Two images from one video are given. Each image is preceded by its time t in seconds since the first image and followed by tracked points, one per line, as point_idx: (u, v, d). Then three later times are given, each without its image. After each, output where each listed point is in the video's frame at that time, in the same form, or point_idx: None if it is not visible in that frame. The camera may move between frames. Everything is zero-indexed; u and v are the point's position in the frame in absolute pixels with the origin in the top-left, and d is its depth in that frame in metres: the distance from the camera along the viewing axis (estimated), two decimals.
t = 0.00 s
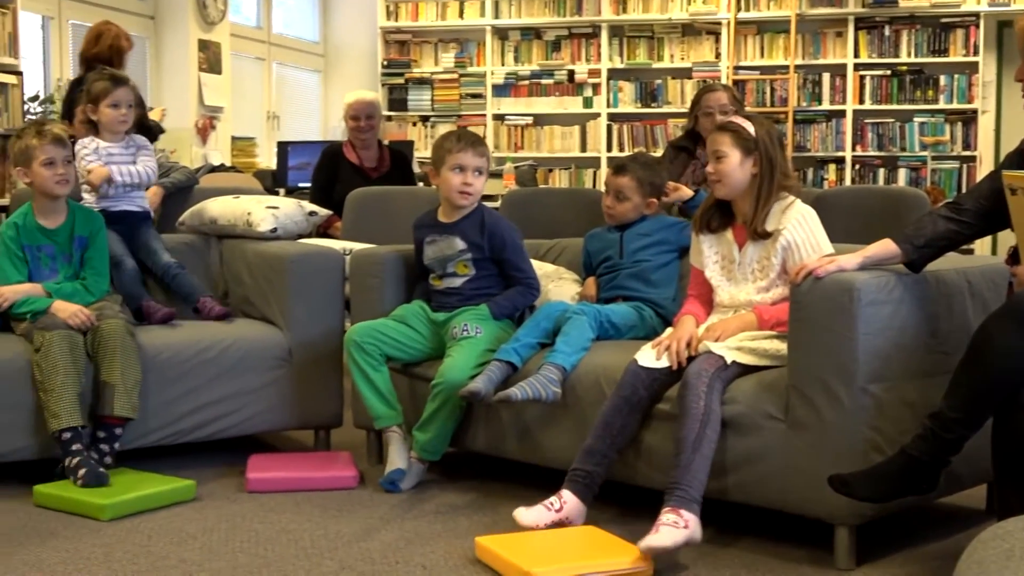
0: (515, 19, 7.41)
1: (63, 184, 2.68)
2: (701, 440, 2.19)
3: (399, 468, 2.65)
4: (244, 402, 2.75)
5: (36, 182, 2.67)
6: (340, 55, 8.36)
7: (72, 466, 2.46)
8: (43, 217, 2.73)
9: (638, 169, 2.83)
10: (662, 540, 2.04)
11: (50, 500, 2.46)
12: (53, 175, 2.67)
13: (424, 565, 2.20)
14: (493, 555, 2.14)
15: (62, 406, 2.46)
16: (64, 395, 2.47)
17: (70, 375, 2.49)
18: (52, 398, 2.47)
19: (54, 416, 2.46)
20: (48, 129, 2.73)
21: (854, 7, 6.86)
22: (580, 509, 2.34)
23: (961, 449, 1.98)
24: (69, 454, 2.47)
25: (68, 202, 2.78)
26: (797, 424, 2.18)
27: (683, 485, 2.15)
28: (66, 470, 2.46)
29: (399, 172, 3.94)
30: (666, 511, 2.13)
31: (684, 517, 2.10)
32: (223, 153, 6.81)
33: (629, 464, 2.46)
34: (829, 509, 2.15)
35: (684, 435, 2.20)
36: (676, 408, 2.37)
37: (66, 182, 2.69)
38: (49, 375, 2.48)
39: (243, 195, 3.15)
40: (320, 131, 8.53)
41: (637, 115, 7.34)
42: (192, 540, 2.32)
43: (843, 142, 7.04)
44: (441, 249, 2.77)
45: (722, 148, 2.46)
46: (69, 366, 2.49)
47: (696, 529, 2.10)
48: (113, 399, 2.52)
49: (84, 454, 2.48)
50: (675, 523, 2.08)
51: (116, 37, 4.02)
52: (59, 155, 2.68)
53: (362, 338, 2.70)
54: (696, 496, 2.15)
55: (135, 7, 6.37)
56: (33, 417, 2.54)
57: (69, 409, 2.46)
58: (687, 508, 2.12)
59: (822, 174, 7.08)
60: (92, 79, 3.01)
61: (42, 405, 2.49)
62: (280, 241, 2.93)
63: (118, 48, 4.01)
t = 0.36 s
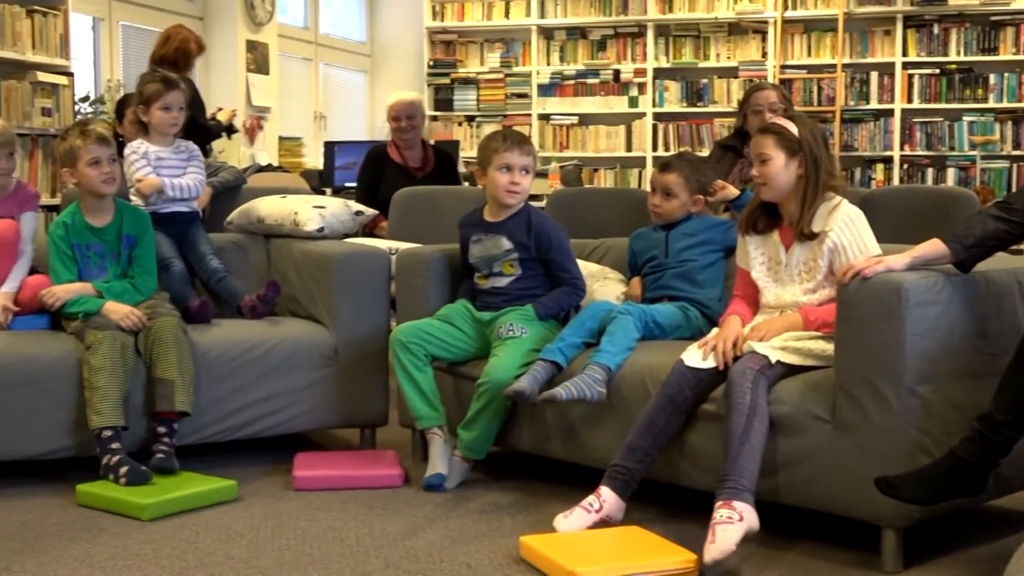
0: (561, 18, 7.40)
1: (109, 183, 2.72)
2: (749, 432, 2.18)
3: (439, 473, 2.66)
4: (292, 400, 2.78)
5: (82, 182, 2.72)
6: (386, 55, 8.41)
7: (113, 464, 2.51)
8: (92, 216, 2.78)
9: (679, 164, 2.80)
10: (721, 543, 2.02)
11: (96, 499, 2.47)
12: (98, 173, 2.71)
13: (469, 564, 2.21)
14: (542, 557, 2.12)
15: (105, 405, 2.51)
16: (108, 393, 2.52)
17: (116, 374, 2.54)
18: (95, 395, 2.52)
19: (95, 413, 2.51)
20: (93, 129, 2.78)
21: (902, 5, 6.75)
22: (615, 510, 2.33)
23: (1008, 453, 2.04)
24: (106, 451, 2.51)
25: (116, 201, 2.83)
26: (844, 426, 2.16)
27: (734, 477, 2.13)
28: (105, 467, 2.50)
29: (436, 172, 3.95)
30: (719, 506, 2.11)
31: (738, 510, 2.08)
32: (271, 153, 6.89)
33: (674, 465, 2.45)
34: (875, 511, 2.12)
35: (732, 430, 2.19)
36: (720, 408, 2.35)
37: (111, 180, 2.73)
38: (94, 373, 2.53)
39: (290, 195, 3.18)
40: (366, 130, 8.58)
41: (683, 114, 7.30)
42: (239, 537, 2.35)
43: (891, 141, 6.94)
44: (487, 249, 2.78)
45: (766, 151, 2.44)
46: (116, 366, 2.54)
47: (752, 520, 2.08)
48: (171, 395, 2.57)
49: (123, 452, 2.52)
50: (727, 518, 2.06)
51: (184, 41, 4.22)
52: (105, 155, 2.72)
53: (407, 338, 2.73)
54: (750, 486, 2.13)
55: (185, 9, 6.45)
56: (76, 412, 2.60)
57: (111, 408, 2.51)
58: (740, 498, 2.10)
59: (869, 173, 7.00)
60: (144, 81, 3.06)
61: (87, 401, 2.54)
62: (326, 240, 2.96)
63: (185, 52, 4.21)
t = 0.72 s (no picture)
0: (604, 18, 7.39)
1: (161, 185, 2.76)
2: (793, 439, 2.16)
3: (470, 479, 2.66)
4: (337, 399, 2.81)
5: (135, 183, 2.76)
6: (429, 56, 8.46)
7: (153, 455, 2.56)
8: (145, 218, 2.83)
9: (731, 166, 2.80)
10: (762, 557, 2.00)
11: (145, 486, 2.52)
12: (151, 175, 2.75)
13: (509, 564, 2.21)
14: (586, 558, 2.11)
15: (158, 401, 2.56)
16: (159, 391, 2.57)
17: (165, 371, 2.59)
18: (148, 393, 2.57)
19: (150, 411, 2.56)
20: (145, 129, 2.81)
21: (948, 4, 6.65)
22: (662, 509, 2.32)
23: None
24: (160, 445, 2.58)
25: (167, 203, 2.87)
26: (889, 428, 2.13)
27: (777, 486, 2.11)
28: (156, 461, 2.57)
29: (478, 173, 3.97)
30: (761, 517, 2.09)
31: (779, 523, 2.05)
32: (314, 154, 6.96)
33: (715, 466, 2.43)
34: (920, 514, 2.09)
35: (775, 435, 2.18)
36: (763, 410, 2.33)
37: (163, 182, 2.77)
38: (144, 371, 2.58)
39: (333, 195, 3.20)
40: (409, 131, 8.63)
41: (726, 114, 7.26)
42: (283, 535, 2.38)
43: (937, 141, 6.84)
44: (527, 249, 2.78)
45: (821, 149, 2.41)
46: (164, 364, 2.59)
47: (795, 532, 2.06)
48: (227, 396, 2.60)
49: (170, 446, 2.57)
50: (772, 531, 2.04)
51: (252, 46, 4.57)
52: (156, 157, 2.76)
53: (448, 341, 2.72)
54: (792, 495, 2.10)
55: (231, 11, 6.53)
56: (132, 409, 2.64)
57: (163, 405, 2.56)
58: (783, 509, 2.08)
59: (914, 174, 6.92)
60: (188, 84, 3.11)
61: (138, 400, 2.59)
62: (370, 240, 2.98)
63: (252, 57, 4.57)
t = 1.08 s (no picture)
0: (638, 19, 7.37)
1: (202, 187, 2.79)
2: (835, 444, 2.15)
3: (497, 484, 2.66)
4: (371, 398, 2.81)
5: (175, 184, 2.78)
6: (463, 57, 8.49)
7: (173, 460, 2.56)
8: (183, 218, 2.85)
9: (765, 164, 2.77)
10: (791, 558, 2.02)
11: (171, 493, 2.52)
12: (191, 178, 2.77)
13: (542, 564, 2.21)
14: (624, 561, 2.11)
15: (183, 403, 2.55)
16: (186, 392, 2.57)
17: (198, 371, 2.60)
18: (174, 393, 2.56)
19: (172, 411, 2.55)
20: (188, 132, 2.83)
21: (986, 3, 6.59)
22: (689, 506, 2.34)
23: None
24: (174, 447, 2.57)
25: (205, 204, 2.89)
26: (924, 429, 2.12)
27: (826, 495, 2.10)
28: (167, 462, 2.56)
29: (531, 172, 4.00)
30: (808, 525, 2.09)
31: (823, 533, 2.04)
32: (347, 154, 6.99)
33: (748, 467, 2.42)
34: (956, 516, 2.07)
35: (817, 442, 2.16)
36: (796, 410, 2.32)
37: (204, 184, 2.79)
38: (175, 371, 2.58)
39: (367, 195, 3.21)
40: (442, 132, 8.66)
41: (761, 114, 7.23)
42: (317, 533, 2.39)
43: (974, 141, 6.77)
44: (555, 250, 2.77)
45: (880, 143, 2.39)
46: (199, 365, 2.60)
47: (841, 542, 2.04)
48: (266, 396, 2.62)
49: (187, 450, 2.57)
50: (809, 540, 2.04)
51: (322, 49, 4.67)
52: (197, 160, 2.79)
53: (481, 345, 2.72)
54: (841, 499, 2.10)
55: (267, 13, 6.58)
56: (156, 408, 2.65)
57: (189, 407, 2.56)
58: (831, 518, 2.07)
59: (951, 174, 6.85)
60: (223, 86, 3.12)
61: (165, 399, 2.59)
62: (403, 240, 2.99)
63: (321, 59, 4.65)
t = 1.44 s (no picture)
0: (668, 18, 7.34)
1: (232, 187, 2.80)
2: (858, 445, 2.13)
3: (525, 483, 2.65)
4: (399, 398, 2.82)
5: (207, 184, 2.80)
6: (492, 56, 8.51)
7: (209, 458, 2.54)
8: (214, 217, 2.86)
9: (797, 164, 2.78)
10: (813, 554, 1.98)
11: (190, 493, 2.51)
12: (223, 177, 2.79)
13: (570, 564, 2.21)
14: (649, 560, 2.11)
15: (216, 401, 2.56)
16: (219, 390, 2.58)
17: (226, 371, 2.60)
18: (206, 392, 2.58)
19: (206, 410, 2.56)
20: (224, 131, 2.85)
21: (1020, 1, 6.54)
22: (714, 508, 2.33)
23: None
24: (211, 445, 2.55)
25: (238, 204, 2.90)
26: (955, 430, 2.10)
27: (842, 491, 2.08)
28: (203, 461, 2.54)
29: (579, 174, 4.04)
30: (825, 520, 2.06)
31: (841, 526, 2.02)
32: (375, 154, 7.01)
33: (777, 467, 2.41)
34: (987, 519, 2.06)
35: (840, 440, 2.15)
36: (826, 411, 2.30)
37: (236, 184, 2.81)
38: (205, 369, 2.60)
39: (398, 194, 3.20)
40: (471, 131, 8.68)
41: (791, 114, 7.19)
42: (346, 532, 2.39)
43: (1006, 141, 6.71)
44: (584, 250, 2.77)
45: (917, 142, 2.39)
46: (225, 364, 2.61)
47: (858, 537, 2.01)
48: (292, 395, 2.63)
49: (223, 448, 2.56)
50: (829, 535, 2.01)
51: (378, 50, 4.75)
52: (230, 160, 2.80)
53: (510, 346, 2.73)
54: (857, 495, 2.07)
55: (296, 12, 6.59)
56: (189, 408, 2.67)
57: (222, 405, 2.57)
58: (848, 515, 2.05)
59: (983, 173, 6.80)
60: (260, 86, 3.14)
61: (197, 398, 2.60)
62: (433, 240, 3.00)
63: (378, 60, 4.74)
